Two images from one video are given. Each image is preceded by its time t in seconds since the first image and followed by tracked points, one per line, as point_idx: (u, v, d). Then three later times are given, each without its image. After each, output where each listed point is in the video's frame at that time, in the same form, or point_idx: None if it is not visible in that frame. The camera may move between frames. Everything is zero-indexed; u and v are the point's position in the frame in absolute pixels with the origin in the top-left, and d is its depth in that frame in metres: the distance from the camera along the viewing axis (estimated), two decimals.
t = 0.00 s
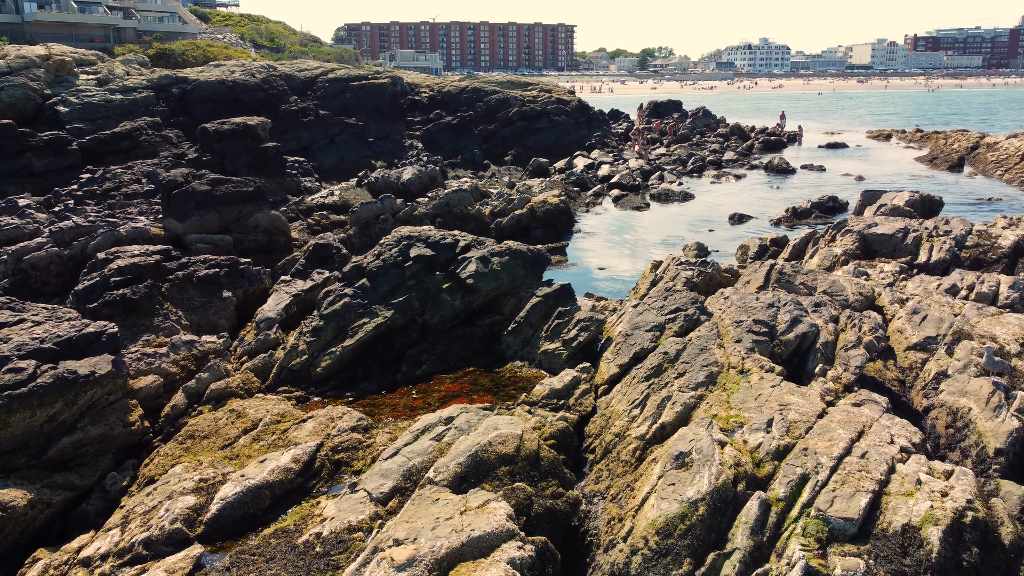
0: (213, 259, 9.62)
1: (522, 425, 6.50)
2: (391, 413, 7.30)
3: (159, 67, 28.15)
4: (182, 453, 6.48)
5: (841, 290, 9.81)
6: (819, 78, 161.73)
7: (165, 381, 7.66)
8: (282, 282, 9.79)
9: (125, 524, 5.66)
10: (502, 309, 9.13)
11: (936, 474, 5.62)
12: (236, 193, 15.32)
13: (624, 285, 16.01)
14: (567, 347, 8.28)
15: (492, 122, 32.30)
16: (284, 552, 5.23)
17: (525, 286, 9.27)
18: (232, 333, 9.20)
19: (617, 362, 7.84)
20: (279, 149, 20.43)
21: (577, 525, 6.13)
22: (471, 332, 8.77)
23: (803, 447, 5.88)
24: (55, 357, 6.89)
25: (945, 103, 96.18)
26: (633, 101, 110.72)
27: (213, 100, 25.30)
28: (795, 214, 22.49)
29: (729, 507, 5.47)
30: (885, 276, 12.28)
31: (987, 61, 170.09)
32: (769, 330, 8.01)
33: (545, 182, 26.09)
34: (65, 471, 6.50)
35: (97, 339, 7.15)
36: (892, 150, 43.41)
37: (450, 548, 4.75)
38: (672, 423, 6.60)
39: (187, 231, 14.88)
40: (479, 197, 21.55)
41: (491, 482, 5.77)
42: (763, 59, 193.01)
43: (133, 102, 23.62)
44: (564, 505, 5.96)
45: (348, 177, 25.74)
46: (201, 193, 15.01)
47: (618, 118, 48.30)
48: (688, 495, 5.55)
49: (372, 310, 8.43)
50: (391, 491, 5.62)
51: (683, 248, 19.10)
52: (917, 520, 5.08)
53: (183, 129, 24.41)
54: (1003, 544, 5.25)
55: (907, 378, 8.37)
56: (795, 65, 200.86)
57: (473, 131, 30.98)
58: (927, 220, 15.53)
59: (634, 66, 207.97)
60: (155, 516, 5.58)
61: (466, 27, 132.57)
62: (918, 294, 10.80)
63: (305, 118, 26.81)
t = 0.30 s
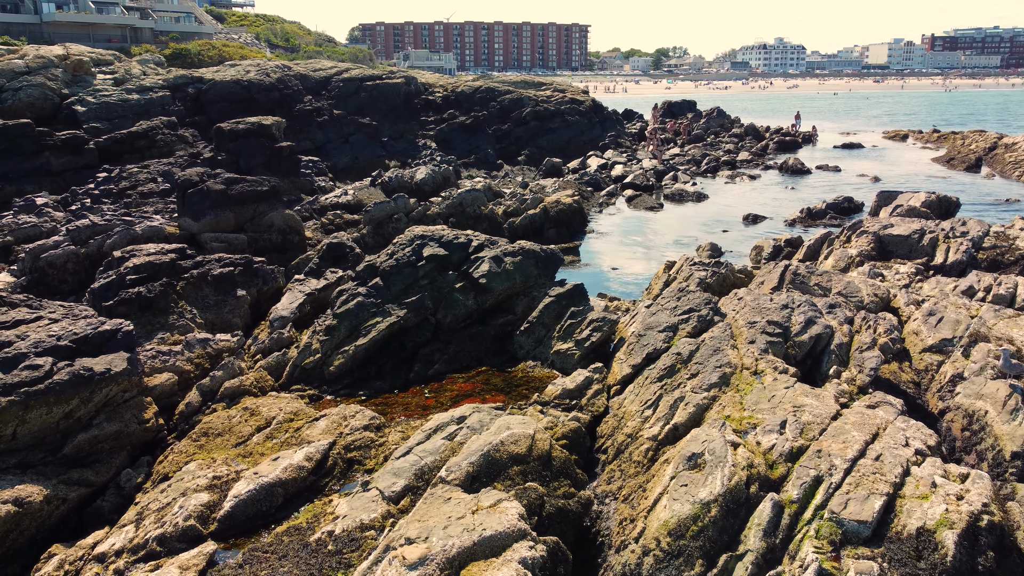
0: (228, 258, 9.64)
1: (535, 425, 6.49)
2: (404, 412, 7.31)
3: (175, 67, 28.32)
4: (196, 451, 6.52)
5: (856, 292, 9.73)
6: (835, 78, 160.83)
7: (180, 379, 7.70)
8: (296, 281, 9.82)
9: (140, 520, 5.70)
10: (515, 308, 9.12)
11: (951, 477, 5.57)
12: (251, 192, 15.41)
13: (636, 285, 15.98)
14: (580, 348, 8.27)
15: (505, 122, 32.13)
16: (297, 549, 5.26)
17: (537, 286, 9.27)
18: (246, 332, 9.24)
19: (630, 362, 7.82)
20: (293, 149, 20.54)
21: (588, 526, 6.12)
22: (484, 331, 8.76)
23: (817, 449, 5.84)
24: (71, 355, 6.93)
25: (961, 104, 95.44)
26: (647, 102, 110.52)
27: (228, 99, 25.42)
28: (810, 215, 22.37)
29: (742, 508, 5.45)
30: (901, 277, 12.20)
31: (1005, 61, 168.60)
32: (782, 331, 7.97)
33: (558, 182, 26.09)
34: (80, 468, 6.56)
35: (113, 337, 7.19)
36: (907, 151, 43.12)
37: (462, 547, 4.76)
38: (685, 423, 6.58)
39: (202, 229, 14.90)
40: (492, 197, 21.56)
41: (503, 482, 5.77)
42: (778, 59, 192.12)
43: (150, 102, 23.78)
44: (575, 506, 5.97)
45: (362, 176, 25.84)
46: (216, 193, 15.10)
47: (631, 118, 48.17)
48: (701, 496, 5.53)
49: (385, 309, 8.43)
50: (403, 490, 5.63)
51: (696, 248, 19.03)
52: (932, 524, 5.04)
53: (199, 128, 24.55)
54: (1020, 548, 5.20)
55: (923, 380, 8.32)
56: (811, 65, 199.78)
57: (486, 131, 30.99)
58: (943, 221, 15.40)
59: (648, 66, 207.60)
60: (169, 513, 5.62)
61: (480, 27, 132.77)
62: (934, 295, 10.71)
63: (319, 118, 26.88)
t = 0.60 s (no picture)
0: (230, 258, 9.62)
1: (536, 425, 6.49)
2: (405, 412, 7.33)
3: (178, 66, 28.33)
4: (198, 450, 6.52)
5: (858, 292, 9.69)
6: (838, 78, 160.73)
7: (181, 379, 7.70)
8: (298, 281, 9.82)
9: (141, 520, 5.71)
10: (516, 308, 9.12)
11: (953, 478, 5.56)
12: (253, 191, 15.43)
13: (638, 286, 15.95)
14: (581, 347, 8.27)
15: (507, 122, 32.15)
16: (298, 550, 5.26)
17: (539, 286, 9.27)
18: (248, 332, 9.23)
19: (631, 362, 7.82)
20: (295, 148, 20.56)
21: (589, 525, 6.13)
22: (484, 332, 8.76)
23: (818, 449, 5.84)
24: (73, 354, 6.94)
25: (962, 104, 95.53)
26: (649, 102, 110.56)
27: (230, 99, 25.42)
28: (811, 216, 22.36)
29: (743, 509, 5.45)
30: (902, 277, 12.19)
31: (1008, 61, 168.37)
32: (784, 331, 7.96)
33: (559, 182, 26.06)
34: (82, 467, 6.57)
35: (115, 337, 7.20)
36: (909, 151, 43.10)
37: (463, 548, 4.76)
38: (687, 423, 6.58)
39: (204, 229, 14.86)
40: (493, 197, 21.56)
41: (505, 481, 5.77)
42: (780, 59, 192.06)
43: (151, 102, 23.79)
44: (576, 505, 5.97)
45: (364, 176, 25.90)
46: (218, 192, 15.10)
47: (633, 117, 48.13)
48: (702, 497, 5.52)
49: (387, 309, 8.42)
50: (404, 490, 5.64)
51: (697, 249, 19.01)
52: (933, 524, 5.04)
53: (201, 128, 24.57)
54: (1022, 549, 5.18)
55: (924, 381, 8.32)
56: (813, 65, 199.68)
57: (488, 131, 30.99)
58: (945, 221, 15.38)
59: (650, 66, 207.60)
60: (171, 512, 5.63)
61: (483, 27, 132.73)
62: (936, 296, 10.70)
63: (321, 118, 26.87)
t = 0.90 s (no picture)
0: (230, 263, 9.62)
1: (536, 433, 6.51)
2: (405, 419, 7.34)
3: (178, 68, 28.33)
4: (199, 459, 6.54)
5: (857, 297, 9.69)
6: (837, 78, 160.81)
7: (182, 387, 7.72)
8: (298, 286, 9.84)
9: (142, 529, 5.72)
10: (516, 314, 9.13)
11: (951, 487, 5.59)
12: (253, 195, 15.45)
13: (637, 289, 15.92)
14: (581, 354, 8.28)
15: (507, 123, 32.16)
16: (299, 560, 5.28)
17: (539, 291, 9.27)
18: (248, 338, 9.24)
19: (631, 369, 7.83)
20: (295, 150, 20.55)
21: (589, 534, 6.14)
22: (484, 338, 8.77)
23: (817, 458, 5.86)
24: (74, 363, 6.96)
25: (961, 104, 95.54)
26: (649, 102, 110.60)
27: (230, 101, 25.41)
28: (810, 218, 22.40)
29: (742, 518, 5.48)
30: (901, 282, 12.21)
31: (1008, 62, 168.44)
32: (783, 338, 7.97)
33: (559, 184, 26.06)
34: (83, 476, 6.58)
35: (116, 345, 7.22)
36: (909, 152, 43.15)
37: (463, 559, 4.79)
38: (686, 431, 6.61)
39: (204, 232, 14.88)
40: (493, 199, 21.57)
41: (505, 490, 5.80)
42: (780, 59, 192.04)
43: (152, 104, 23.77)
44: (576, 514, 6.00)
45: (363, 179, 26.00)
46: (218, 196, 15.10)
47: (633, 118, 48.04)
48: (701, 506, 5.54)
49: (387, 315, 8.43)
50: (405, 499, 5.65)
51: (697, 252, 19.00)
52: (932, 534, 5.06)
53: (201, 129, 24.57)
54: (1020, 559, 5.21)
55: (923, 387, 8.33)
56: (813, 66, 199.76)
57: (488, 132, 31.02)
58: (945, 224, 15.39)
59: (650, 66, 207.73)
60: (172, 522, 5.64)
61: (482, 27, 132.70)
62: (935, 301, 10.71)
63: (321, 119, 26.86)
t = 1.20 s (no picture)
0: (232, 285, 9.71)
1: (535, 463, 6.58)
2: (407, 446, 7.42)
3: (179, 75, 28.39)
4: (202, 489, 6.61)
5: (854, 319, 9.75)
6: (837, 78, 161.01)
7: (186, 414, 7.79)
8: (300, 307, 9.93)
9: (147, 564, 5.79)
10: (517, 336, 9.19)
11: (945, 520, 5.67)
12: (254, 209, 15.43)
13: (637, 302, 15.95)
14: (580, 378, 8.35)
15: (506, 129, 32.24)
16: None
17: (539, 313, 9.34)
18: (250, 360, 9.34)
19: (630, 395, 7.90)
20: (295, 160, 20.59)
21: (588, 565, 6.22)
22: (484, 360, 8.85)
23: (813, 491, 5.94)
24: (79, 395, 7.04)
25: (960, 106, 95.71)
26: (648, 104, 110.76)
27: (230, 109, 25.46)
28: (809, 227, 22.50)
29: (739, 553, 5.56)
30: (899, 298, 12.29)
31: (1007, 63, 168.67)
32: (780, 364, 8.04)
33: (559, 192, 26.10)
34: (88, 508, 6.66)
35: (120, 375, 7.31)
36: (908, 157, 43.29)
37: None
38: (684, 461, 6.68)
39: (205, 246, 14.94)
40: (493, 209, 21.65)
41: (505, 523, 5.88)
42: (780, 60, 192.20)
43: (153, 113, 23.82)
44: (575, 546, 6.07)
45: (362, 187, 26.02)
46: (219, 210, 15.11)
47: (632, 123, 47.75)
48: (698, 540, 5.61)
49: (388, 339, 8.51)
50: (406, 533, 5.72)
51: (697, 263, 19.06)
52: (925, 571, 5.14)
53: (202, 138, 24.62)
54: None
55: (919, 411, 8.40)
56: (812, 67, 200.03)
57: (488, 139, 31.10)
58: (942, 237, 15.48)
59: (649, 66, 207.98)
60: (176, 557, 5.71)
61: (482, 27, 132.78)
62: (932, 320, 10.79)
63: (321, 127, 26.91)
